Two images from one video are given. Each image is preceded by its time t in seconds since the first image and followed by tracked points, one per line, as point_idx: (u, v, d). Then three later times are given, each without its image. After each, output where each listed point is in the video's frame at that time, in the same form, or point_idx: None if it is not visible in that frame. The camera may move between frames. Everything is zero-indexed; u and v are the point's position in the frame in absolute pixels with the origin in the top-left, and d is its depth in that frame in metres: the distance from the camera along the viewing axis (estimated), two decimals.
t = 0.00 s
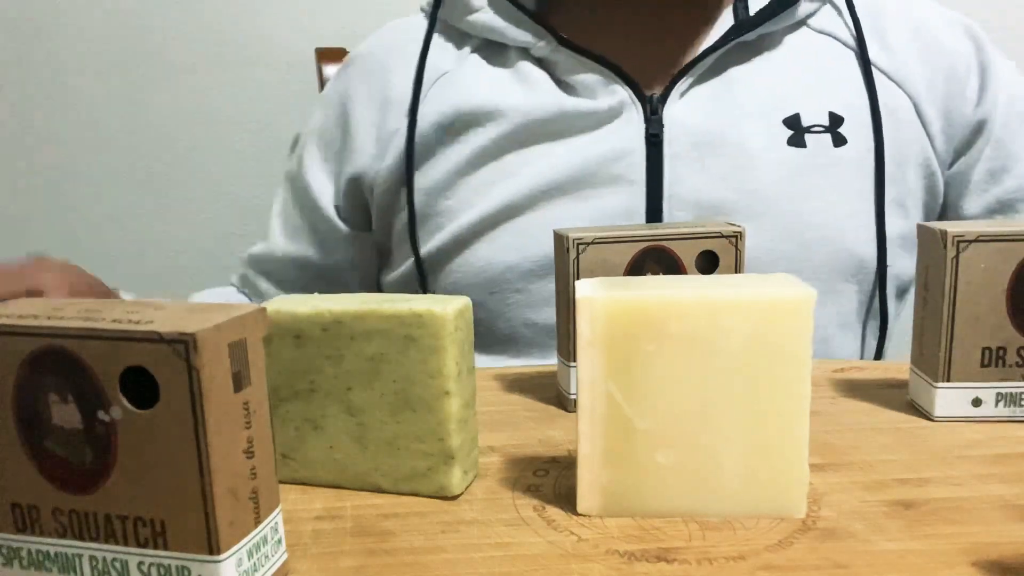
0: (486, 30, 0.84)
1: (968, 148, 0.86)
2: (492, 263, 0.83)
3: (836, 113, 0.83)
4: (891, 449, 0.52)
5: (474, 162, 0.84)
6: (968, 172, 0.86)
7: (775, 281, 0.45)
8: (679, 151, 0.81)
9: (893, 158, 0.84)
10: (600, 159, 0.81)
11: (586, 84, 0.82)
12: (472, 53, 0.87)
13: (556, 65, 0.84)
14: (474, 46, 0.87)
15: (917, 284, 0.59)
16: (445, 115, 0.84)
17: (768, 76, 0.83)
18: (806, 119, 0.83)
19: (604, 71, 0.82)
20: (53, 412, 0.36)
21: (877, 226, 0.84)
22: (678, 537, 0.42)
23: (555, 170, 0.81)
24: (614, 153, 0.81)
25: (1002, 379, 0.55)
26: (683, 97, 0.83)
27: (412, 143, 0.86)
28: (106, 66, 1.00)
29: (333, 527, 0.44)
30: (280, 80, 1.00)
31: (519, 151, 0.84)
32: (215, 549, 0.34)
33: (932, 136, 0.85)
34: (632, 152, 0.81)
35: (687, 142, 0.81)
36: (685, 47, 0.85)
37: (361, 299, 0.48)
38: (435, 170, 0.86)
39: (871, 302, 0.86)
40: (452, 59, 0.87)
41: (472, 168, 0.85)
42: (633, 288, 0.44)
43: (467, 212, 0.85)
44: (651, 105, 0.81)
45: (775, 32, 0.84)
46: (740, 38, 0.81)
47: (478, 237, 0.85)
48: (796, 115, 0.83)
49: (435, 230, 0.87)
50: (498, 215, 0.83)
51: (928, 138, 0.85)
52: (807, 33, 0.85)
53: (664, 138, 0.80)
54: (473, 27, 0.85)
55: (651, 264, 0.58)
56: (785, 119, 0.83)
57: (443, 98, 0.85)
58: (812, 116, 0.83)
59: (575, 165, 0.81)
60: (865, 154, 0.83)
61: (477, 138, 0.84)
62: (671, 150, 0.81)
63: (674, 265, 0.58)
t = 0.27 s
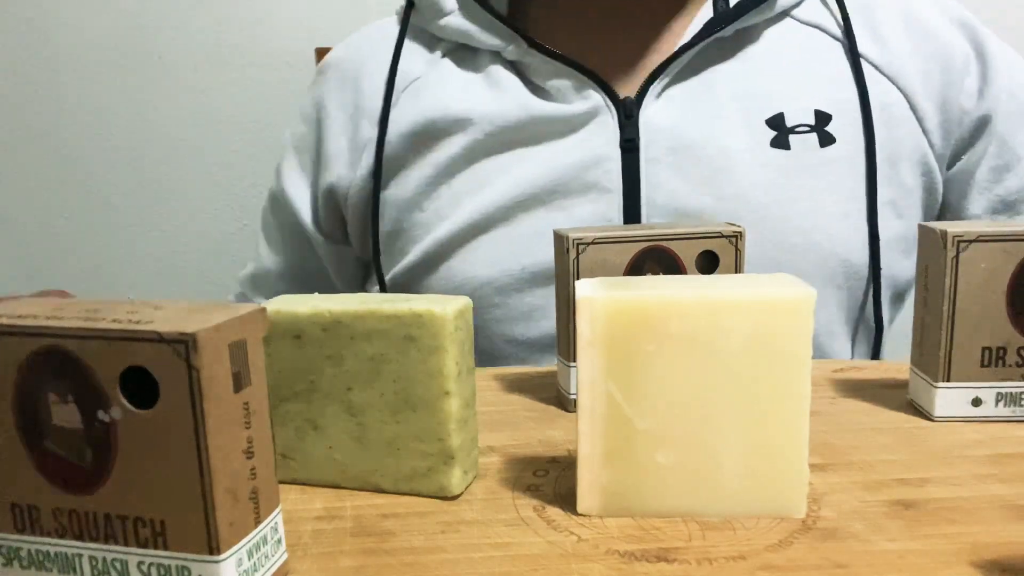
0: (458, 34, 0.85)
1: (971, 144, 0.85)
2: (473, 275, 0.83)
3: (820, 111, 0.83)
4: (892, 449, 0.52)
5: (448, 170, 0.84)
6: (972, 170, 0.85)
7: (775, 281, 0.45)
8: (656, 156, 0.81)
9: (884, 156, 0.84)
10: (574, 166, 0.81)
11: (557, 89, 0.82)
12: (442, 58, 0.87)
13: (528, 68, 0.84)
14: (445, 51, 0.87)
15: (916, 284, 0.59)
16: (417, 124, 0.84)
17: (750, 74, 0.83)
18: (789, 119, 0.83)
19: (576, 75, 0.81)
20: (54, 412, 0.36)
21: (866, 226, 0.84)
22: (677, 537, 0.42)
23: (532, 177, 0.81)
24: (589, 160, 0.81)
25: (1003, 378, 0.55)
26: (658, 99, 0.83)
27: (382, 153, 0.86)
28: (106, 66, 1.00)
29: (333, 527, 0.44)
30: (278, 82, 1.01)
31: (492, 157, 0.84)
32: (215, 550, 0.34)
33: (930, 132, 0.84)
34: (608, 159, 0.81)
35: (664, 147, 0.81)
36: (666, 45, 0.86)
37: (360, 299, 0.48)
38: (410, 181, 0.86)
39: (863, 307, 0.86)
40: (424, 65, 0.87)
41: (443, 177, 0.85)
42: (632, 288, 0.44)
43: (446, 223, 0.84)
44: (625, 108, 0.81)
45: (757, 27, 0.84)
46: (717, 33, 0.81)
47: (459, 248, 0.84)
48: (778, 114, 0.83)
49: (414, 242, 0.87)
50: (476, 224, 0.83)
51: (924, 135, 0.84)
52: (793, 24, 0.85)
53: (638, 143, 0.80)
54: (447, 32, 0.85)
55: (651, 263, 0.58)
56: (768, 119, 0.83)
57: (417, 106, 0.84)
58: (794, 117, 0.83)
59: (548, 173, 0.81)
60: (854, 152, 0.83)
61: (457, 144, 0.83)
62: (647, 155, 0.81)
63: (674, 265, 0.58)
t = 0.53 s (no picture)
0: (457, 32, 0.85)
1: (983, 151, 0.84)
2: (467, 282, 0.83)
3: (824, 117, 0.83)
4: (891, 448, 0.52)
5: (442, 174, 0.84)
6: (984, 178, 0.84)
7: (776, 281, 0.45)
8: (656, 162, 0.81)
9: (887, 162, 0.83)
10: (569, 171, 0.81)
11: (555, 89, 0.82)
12: (436, 59, 0.87)
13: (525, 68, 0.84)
14: (444, 48, 0.88)
15: (916, 284, 0.59)
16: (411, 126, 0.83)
17: (750, 78, 0.83)
18: (792, 126, 0.83)
19: (574, 75, 0.82)
20: (54, 412, 0.36)
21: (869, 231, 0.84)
22: (677, 537, 0.42)
23: (528, 181, 0.81)
24: (587, 165, 0.80)
25: (1002, 379, 0.55)
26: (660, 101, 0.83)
27: (377, 155, 0.85)
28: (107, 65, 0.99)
29: (333, 527, 0.44)
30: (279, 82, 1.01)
31: (487, 161, 0.84)
32: (215, 550, 0.34)
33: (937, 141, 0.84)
34: (607, 163, 0.80)
35: (664, 151, 0.81)
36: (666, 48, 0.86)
37: (360, 300, 0.48)
38: (403, 184, 0.85)
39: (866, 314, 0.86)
40: (419, 64, 0.87)
41: (437, 181, 0.84)
42: (632, 288, 0.44)
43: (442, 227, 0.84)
44: (624, 110, 0.81)
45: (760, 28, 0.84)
46: (723, 34, 0.81)
47: (456, 253, 0.84)
48: (781, 121, 0.83)
49: (408, 245, 0.87)
50: (472, 229, 0.83)
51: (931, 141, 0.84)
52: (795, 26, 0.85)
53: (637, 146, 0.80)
54: (447, 30, 0.86)
55: (650, 263, 0.58)
56: (769, 126, 0.83)
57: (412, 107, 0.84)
58: (797, 125, 0.83)
59: (544, 178, 0.81)
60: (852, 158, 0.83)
61: (453, 146, 0.83)
62: (647, 158, 0.81)
63: (674, 265, 0.58)
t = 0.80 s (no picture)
0: (467, 26, 0.85)
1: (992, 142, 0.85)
2: (477, 277, 0.83)
3: (833, 111, 0.83)
4: (892, 448, 0.52)
5: (451, 168, 0.84)
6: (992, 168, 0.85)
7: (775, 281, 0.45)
8: (667, 158, 0.81)
9: (896, 156, 0.84)
10: (582, 166, 0.81)
11: (568, 85, 0.82)
12: (446, 53, 0.86)
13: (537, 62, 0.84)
14: (453, 43, 0.87)
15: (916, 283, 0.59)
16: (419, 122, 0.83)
17: (761, 74, 0.83)
18: (802, 120, 0.83)
19: (586, 72, 0.81)
20: (54, 412, 0.36)
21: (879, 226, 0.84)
22: (677, 537, 0.42)
23: (534, 178, 0.81)
24: (598, 160, 0.81)
25: (1003, 379, 0.55)
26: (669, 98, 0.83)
27: (387, 149, 0.85)
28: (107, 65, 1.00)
29: (333, 527, 0.44)
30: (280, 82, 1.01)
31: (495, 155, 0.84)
32: (215, 550, 0.34)
33: (943, 135, 0.84)
34: (618, 158, 0.81)
35: (675, 146, 0.81)
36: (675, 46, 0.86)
37: (360, 299, 0.48)
38: (414, 178, 0.85)
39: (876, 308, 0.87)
40: (429, 59, 0.86)
41: (447, 174, 0.85)
42: (632, 288, 0.44)
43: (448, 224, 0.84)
44: (637, 107, 0.81)
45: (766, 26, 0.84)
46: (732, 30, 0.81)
47: (460, 251, 0.84)
48: (790, 115, 0.83)
49: (418, 241, 0.87)
50: (480, 225, 0.83)
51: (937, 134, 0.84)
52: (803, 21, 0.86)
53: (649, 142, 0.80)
54: (456, 24, 0.85)
55: (650, 263, 0.58)
56: (780, 120, 0.83)
57: (417, 104, 0.84)
58: (807, 117, 0.83)
59: (555, 172, 0.81)
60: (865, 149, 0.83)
61: (458, 143, 0.83)
62: (659, 154, 0.81)
63: (674, 265, 0.58)
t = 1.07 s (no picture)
0: (474, 22, 0.85)
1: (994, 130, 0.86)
2: (485, 279, 0.83)
3: (834, 108, 0.83)
4: (892, 448, 0.52)
5: (460, 168, 0.84)
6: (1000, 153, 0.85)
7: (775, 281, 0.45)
8: (677, 157, 0.81)
9: (897, 153, 0.84)
10: (593, 166, 0.81)
11: (578, 84, 0.82)
12: (454, 48, 0.86)
13: (546, 60, 0.84)
14: (461, 38, 0.87)
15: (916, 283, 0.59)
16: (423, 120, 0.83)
17: (761, 69, 0.83)
18: (805, 118, 0.83)
19: (596, 71, 0.81)
20: (53, 412, 0.36)
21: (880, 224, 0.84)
22: (678, 537, 0.42)
23: (540, 178, 0.81)
24: (609, 159, 0.81)
25: (1003, 379, 0.55)
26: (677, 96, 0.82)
27: (394, 144, 0.85)
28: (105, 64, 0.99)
29: (333, 527, 0.44)
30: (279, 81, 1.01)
31: (506, 153, 0.83)
32: (215, 550, 0.34)
33: (942, 127, 0.85)
34: (629, 158, 0.81)
35: (684, 146, 0.81)
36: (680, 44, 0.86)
37: (360, 299, 0.48)
38: (420, 176, 0.84)
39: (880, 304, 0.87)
40: (438, 54, 0.86)
41: (457, 173, 0.84)
42: (631, 288, 0.44)
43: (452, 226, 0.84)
44: (646, 106, 0.81)
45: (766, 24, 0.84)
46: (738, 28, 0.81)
47: (465, 253, 0.84)
48: (794, 112, 0.83)
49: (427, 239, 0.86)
50: (486, 226, 0.83)
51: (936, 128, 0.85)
52: (805, 18, 0.86)
53: (660, 142, 0.81)
54: (463, 19, 0.85)
55: (650, 264, 0.58)
56: (784, 117, 0.83)
57: (421, 101, 0.84)
58: (808, 115, 0.83)
59: (567, 172, 0.81)
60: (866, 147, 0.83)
61: (460, 141, 0.83)
62: (667, 154, 0.81)
63: (674, 265, 0.58)
